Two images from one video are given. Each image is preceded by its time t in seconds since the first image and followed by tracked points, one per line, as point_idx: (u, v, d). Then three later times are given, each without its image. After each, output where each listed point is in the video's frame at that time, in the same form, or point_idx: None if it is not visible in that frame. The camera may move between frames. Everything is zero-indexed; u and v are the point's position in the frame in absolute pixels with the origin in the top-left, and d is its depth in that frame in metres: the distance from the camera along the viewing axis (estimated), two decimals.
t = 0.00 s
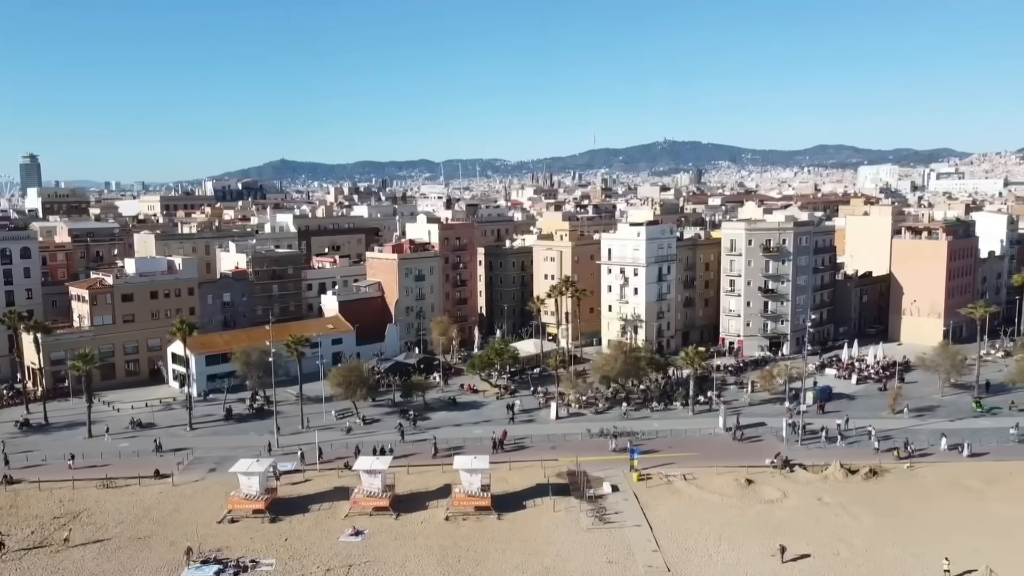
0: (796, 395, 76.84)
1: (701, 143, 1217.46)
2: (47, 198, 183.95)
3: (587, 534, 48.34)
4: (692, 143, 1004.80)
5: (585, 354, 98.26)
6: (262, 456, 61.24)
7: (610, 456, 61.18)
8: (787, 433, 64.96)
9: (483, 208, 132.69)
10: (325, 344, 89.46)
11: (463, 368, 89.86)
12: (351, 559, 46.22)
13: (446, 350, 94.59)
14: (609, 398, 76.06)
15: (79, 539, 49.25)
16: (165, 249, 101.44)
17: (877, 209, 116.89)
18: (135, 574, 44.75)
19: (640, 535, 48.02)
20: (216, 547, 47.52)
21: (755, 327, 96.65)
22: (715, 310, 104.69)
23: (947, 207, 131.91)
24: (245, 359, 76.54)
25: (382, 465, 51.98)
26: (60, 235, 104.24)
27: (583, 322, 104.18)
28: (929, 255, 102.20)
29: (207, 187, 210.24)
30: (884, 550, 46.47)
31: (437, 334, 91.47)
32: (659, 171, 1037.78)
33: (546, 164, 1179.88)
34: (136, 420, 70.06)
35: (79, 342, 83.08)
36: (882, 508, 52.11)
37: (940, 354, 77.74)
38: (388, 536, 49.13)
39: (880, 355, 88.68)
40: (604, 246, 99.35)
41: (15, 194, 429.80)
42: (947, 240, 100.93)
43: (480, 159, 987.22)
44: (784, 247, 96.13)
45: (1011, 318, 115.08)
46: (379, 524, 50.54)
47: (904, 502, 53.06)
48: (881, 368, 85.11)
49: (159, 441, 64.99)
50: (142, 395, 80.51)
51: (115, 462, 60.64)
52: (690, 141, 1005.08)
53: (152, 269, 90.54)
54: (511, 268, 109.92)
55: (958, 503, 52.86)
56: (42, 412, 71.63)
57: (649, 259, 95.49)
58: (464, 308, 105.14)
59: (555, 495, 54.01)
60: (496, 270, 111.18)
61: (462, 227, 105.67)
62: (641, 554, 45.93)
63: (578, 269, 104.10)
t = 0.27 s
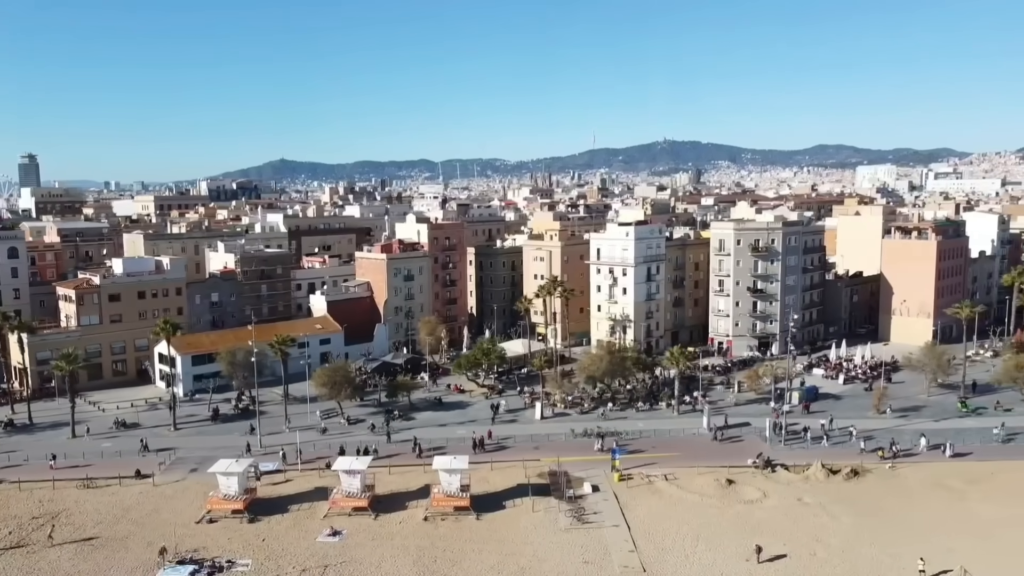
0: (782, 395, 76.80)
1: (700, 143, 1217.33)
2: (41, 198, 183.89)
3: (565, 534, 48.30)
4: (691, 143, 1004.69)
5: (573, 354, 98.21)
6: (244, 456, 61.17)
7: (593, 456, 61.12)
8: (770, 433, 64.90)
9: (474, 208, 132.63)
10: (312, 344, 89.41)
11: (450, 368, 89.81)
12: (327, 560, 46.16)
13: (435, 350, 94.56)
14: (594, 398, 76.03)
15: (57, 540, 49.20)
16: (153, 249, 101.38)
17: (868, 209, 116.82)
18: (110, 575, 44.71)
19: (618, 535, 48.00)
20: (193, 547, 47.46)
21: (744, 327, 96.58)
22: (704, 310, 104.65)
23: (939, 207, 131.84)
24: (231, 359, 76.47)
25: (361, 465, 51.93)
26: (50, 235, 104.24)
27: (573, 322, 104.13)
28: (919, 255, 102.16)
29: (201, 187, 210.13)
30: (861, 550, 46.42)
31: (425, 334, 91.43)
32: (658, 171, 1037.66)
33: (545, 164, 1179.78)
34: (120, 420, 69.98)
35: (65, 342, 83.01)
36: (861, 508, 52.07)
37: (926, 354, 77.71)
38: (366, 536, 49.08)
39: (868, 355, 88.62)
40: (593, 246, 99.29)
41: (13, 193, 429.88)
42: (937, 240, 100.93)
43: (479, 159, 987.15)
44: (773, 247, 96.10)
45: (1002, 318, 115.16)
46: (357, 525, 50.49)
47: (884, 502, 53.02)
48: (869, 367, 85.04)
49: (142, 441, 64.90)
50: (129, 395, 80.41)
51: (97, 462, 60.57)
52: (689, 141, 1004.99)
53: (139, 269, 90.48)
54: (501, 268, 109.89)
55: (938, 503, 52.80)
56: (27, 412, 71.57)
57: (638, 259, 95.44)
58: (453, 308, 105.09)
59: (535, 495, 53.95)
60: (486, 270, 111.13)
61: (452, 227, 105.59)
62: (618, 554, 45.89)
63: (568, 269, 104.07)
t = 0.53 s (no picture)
0: (770, 395, 76.75)
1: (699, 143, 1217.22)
2: (36, 198, 184.00)
3: (545, 534, 48.25)
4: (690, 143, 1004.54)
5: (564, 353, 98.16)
6: (228, 456, 61.11)
7: (577, 456, 61.06)
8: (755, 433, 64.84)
9: (467, 208, 132.63)
10: (302, 344, 89.37)
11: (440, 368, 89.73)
12: (306, 560, 46.10)
13: (425, 350, 94.52)
14: (582, 398, 76.00)
15: (37, 540, 49.15)
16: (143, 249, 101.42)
17: (861, 209, 116.82)
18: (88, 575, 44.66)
19: (598, 535, 47.98)
20: (173, 547, 47.40)
21: (734, 327, 96.50)
22: (695, 309, 104.60)
23: (932, 206, 131.82)
24: (218, 359, 76.42)
25: (342, 465, 51.89)
26: (40, 235, 104.37)
27: (563, 322, 104.09)
28: (910, 255, 102.13)
29: (197, 187, 210.21)
30: (840, 550, 46.36)
31: (414, 334, 91.39)
32: (657, 171, 1037.18)
33: (544, 164, 1179.77)
34: (106, 420, 69.92)
35: (53, 341, 82.97)
36: (843, 508, 52.03)
37: (914, 354, 77.67)
38: (346, 536, 49.03)
39: (858, 355, 88.54)
40: (584, 246, 99.25)
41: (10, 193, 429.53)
42: (928, 240, 100.95)
43: (478, 159, 987.21)
44: (763, 247, 96.08)
45: (994, 318, 115.28)
46: (337, 525, 50.44)
47: (866, 502, 52.96)
48: (858, 367, 85.01)
49: (127, 441, 64.84)
50: (117, 395, 80.36)
51: (81, 462, 60.52)
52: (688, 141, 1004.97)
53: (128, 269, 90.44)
54: (492, 268, 109.85)
55: (921, 503, 52.72)
56: (13, 412, 71.51)
57: (628, 259, 95.40)
58: (444, 308, 105.04)
59: (517, 495, 53.90)
60: (477, 270, 111.06)
61: (443, 227, 105.52)
62: (597, 554, 45.86)
63: (558, 269, 104.04)
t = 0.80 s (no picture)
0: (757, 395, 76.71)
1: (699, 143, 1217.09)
2: (30, 198, 184.03)
3: (524, 534, 48.18)
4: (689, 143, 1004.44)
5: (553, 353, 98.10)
6: (211, 455, 61.06)
7: (560, 455, 61.00)
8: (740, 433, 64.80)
9: (459, 208, 132.56)
10: (291, 344, 89.35)
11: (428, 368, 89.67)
12: (284, 559, 46.02)
13: (414, 350, 94.48)
14: (569, 398, 75.96)
15: (16, 539, 49.07)
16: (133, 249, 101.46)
17: (852, 208, 116.76)
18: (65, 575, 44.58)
19: (577, 535, 47.92)
20: (151, 547, 47.34)
21: (724, 326, 96.43)
22: (686, 309, 104.54)
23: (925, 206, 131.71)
24: (205, 358, 76.48)
25: (323, 465, 51.81)
26: (30, 235, 104.42)
27: (554, 321, 104.02)
28: (900, 254, 102.07)
29: (192, 187, 210.21)
30: (819, 550, 46.29)
31: (403, 333, 91.33)
32: (656, 171, 1036.97)
33: (544, 164, 1179.76)
34: (92, 420, 69.86)
35: (41, 341, 82.93)
36: (824, 508, 51.96)
37: (902, 354, 77.61)
38: (326, 536, 48.96)
39: (847, 354, 88.47)
40: (574, 245, 99.20)
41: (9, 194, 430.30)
42: (918, 239, 100.89)
43: (476, 158, 987.63)
44: (753, 247, 96.06)
45: (985, 317, 115.31)
46: (317, 524, 50.38)
47: (848, 502, 52.91)
48: (846, 367, 84.96)
49: (111, 441, 64.77)
50: (104, 395, 80.32)
51: (64, 462, 60.45)
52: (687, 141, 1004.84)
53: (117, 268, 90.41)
54: (483, 267, 109.77)
55: (902, 502, 52.62)
56: None
57: (617, 259, 95.34)
58: (434, 308, 104.97)
59: (499, 495, 53.81)
60: (468, 270, 110.98)
61: (433, 227, 105.44)
62: (575, 554, 45.78)
63: (549, 268, 103.97)
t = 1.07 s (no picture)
0: (741, 395, 76.70)
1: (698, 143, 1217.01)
2: (23, 198, 183.85)
3: (499, 533, 48.18)
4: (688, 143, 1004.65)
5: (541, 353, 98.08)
6: (192, 455, 60.97)
7: (541, 455, 60.99)
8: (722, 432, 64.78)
9: (450, 208, 132.49)
10: (278, 343, 89.31)
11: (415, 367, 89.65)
12: (258, 558, 45.98)
13: (402, 350, 94.50)
14: (553, 397, 75.95)
15: None
16: (122, 248, 101.43)
17: (842, 208, 116.69)
18: (37, 574, 44.49)
19: (553, 534, 47.93)
20: (126, 546, 47.28)
21: (712, 326, 96.36)
22: (675, 308, 104.50)
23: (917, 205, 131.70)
24: (189, 358, 76.52)
25: (300, 464, 51.74)
26: (18, 234, 104.37)
27: (542, 321, 103.98)
28: (888, 254, 102.07)
29: (186, 186, 210.09)
30: (794, 549, 46.22)
31: (390, 332, 91.27)
32: (655, 171, 1037.52)
33: (543, 164, 1179.62)
34: (74, 419, 69.75)
35: (26, 340, 82.85)
36: (802, 507, 51.92)
37: (886, 353, 77.61)
38: (302, 535, 48.91)
39: (834, 353, 88.41)
40: (562, 245, 99.14)
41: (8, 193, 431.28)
42: (907, 239, 100.84)
43: (475, 158, 987.92)
44: (741, 246, 95.96)
45: (975, 317, 115.40)
46: (294, 523, 50.33)
47: (826, 501, 52.88)
48: (832, 366, 84.95)
49: (93, 441, 64.66)
50: (89, 394, 80.25)
51: (44, 461, 60.34)
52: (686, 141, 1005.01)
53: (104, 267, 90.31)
54: (473, 267, 109.71)
55: (881, 501, 52.58)
56: None
57: (605, 258, 95.26)
58: (423, 307, 104.92)
59: (477, 494, 53.78)
60: (458, 269, 110.88)
61: (422, 226, 105.36)
62: (549, 553, 45.76)
63: (538, 268, 103.90)
